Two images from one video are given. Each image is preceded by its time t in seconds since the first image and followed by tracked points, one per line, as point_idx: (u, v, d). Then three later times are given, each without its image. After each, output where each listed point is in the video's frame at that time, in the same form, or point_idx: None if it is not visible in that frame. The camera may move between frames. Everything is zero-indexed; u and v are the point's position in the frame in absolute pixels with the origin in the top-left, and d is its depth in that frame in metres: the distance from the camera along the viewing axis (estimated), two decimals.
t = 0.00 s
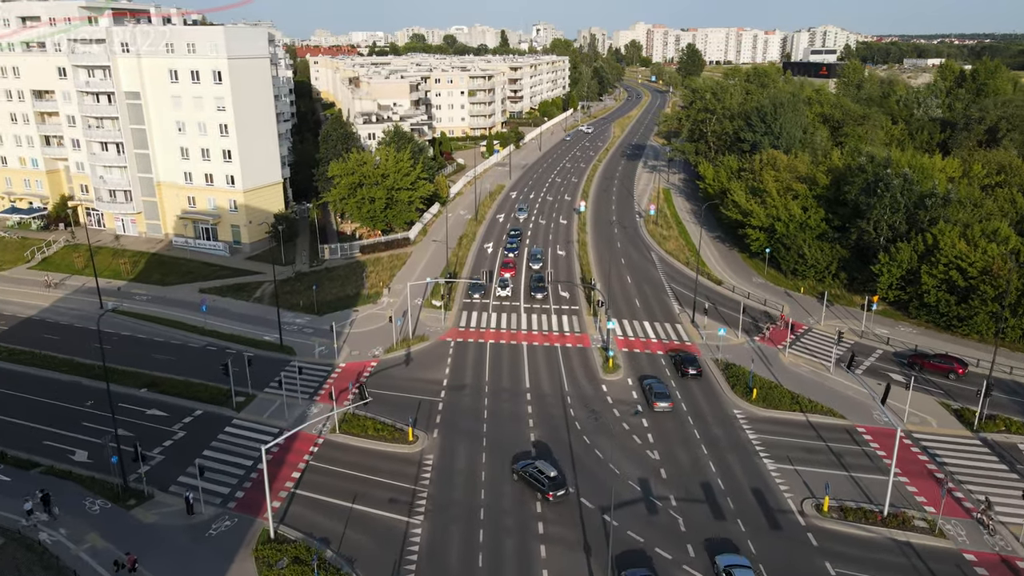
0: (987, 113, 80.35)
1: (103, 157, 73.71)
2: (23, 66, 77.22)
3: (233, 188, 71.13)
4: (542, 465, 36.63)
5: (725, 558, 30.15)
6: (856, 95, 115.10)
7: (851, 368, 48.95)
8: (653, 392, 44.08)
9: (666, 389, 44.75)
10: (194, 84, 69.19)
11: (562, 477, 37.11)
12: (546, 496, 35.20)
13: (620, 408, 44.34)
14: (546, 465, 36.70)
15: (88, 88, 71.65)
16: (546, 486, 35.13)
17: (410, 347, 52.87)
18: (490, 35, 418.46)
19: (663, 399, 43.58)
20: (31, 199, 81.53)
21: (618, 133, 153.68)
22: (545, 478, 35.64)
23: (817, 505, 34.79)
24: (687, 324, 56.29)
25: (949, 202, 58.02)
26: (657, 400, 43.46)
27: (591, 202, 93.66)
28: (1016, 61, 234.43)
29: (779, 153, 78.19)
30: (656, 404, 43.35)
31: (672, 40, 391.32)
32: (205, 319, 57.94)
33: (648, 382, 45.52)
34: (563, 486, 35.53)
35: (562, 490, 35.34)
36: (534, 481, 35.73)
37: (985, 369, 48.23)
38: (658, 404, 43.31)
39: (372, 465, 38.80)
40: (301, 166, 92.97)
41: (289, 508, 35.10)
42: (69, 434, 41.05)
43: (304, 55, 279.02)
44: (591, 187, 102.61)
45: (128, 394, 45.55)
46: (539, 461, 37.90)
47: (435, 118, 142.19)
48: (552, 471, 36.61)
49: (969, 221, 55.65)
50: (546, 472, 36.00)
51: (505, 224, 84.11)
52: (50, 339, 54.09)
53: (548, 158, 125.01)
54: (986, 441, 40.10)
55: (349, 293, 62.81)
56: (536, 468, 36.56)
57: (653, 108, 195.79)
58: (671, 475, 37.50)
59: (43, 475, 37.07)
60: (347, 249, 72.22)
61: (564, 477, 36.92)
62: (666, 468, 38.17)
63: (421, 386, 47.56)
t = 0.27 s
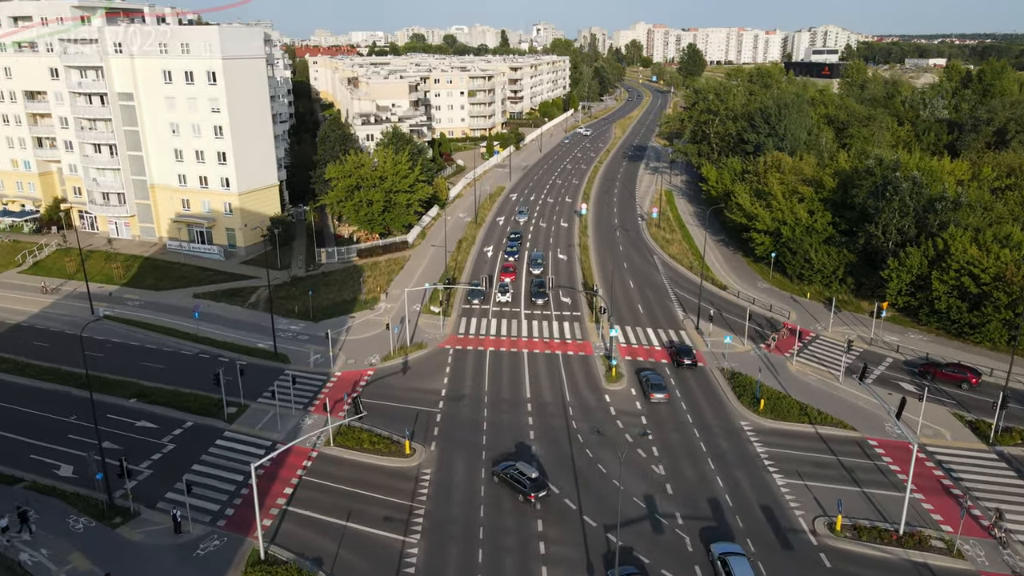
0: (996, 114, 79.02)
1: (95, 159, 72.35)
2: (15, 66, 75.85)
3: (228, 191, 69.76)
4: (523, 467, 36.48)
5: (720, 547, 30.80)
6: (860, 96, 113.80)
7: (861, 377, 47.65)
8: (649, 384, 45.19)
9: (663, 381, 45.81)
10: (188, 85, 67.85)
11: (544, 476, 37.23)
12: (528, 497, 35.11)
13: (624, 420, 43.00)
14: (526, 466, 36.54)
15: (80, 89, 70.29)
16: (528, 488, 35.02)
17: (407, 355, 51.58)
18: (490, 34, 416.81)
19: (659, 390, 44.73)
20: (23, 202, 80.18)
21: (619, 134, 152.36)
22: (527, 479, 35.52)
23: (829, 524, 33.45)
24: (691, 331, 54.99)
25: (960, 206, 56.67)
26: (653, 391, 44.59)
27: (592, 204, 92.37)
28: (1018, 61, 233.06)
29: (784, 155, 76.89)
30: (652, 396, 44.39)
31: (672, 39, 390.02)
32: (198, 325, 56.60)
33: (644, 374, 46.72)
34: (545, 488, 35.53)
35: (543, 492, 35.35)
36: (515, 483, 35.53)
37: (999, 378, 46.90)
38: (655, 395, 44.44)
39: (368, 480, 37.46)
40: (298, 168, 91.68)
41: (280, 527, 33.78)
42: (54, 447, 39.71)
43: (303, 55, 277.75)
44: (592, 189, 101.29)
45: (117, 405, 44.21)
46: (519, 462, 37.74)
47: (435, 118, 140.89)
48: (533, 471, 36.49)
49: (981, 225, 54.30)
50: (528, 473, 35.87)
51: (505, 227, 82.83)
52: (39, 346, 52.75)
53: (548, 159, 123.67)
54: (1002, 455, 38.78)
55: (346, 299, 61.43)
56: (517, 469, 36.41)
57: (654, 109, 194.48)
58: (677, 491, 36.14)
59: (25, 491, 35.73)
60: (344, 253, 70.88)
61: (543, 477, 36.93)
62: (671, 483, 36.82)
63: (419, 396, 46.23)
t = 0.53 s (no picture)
0: (1005, 115, 77.62)
1: (87, 162, 70.91)
2: (5, 67, 74.40)
3: (223, 194, 68.29)
4: (502, 470, 36.14)
5: (715, 536, 31.50)
6: (865, 97, 112.46)
7: (872, 388, 46.23)
8: (646, 376, 46.26)
9: (660, 373, 46.80)
10: (181, 86, 66.44)
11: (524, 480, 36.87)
12: (508, 501, 34.85)
13: (628, 433, 41.57)
14: (505, 470, 36.21)
15: (72, 90, 68.88)
16: (507, 491, 34.66)
17: (405, 364, 50.19)
18: (491, 33, 415.16)
19: (656, 383, 45.79)
20: (14, 205, 78.72)
21: (620, 134, 151.05)
22: (506, 482, 35.24)
23: (844, 546, 31.99)
24: (696, 339, 53.60)
25: (972, 210, 55.22)
26: (650, 384, 45.64)
27: (593, 207, 91.02)
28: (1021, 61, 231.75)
29: (789, 157, 75.54)
30: (650, 388, 45.42)
31: (673, 39, 388.76)
32: (190, 333, 55.17)
33: (641, 368, 47.83)
34: (525, 490, 35.19)
35: (523, 495, 35.01)
36: (494, 488, 35.16)
37: (1014, 389, 45.48)
38: (652, 387, 45.49)
39: (362, 498, 36.03)
40: (295, 170, 90.40)
41: (270, 548, 32.34)
42: (37, 463, 38.29)
43: (302, 55, 276.46)
44: (593, 191, 99.91)
45: (104, 418, 42.79)
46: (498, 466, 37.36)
47: (434, 119, 139.53)
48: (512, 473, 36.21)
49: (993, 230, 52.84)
50: (507, 477, 35.55)
51: (505, 230, 81.49)
52: (26, 355, 51.34)
53: (549, 160, 122.34)
54: (1021, 471, 37.35)
55: (343, 305, 60.06)
56: (496, 473, 36.06)
57: (655, 109, 193.19)
58: (684, 510, 34.69)
59: (5, 510, 34.29)
60: (341, 258, 69.54)
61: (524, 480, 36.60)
62: (678, 502, 35.37)
63: (416, 407, 44.81)
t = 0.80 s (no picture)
0: (1015, 117, 76.08)
1: (79, 164, 69.41)
2: None
3: (216, 198, 66.75)
4: (478, 475, 35.77)
5: (709, 526, 32.09)
6: (870, 98, 110.97)
7: (884, 400, 44.71)
8: (643, 370, 47.25)
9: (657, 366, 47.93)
10: (174, 87, 64.96)
11: (501, 485, 36.51)
12: (485, 506, 34.45)
13: (632, 448, 40.03)
14: (481, 475, 35.85)
15: (62, 91, 67.38)
16: (484, 496, 34.29)
17: (401, 374, 48.68)
18: (491, 32, 413.36)
19: (653, 376, 46.70)
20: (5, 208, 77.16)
21: (621, 136, 149.59)
22: (483, 487, 34.86)
23: (860, 571, 30.45)
24: (701, 348, 52.12)
25: (984, 215, 53.67)
26: (646, 377, 46.56)
27: (595, 210, 89.59)
28: None
29: (794, 160, 74.09)
30: (646, 381, 46.41)
31: (673, 39, 387.58)
32: (181, 341, 53.63)
33: (638, 360, 48.80)
34: (502, 495, 34.86)
35: (500, 499, 34.68)
36: (471, 493, 34.77)
37: None
38: (649, 380, 46.41)
39: (355, 519, 34.49)
40: (291, 172, 88.82)
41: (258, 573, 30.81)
42: (18, 480, 36.79)
43: (301, 55, 275.11)
44: (595, 194, 98.37)
45: (89, 432, 41.31)
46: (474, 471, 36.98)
47: (434, 120, 138.09)
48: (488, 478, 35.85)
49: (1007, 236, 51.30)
50: (483, 482, 35.18)
51: (505, 234, 80.06)
52: (11, 365, 49.82)
53: (549, 162, 120.91)
54: None
55: (338, 313, 58.54)
56: (472, 478, 35.68)
57: (656, 110, 191.75)
58: (692, 532, 33.13)
59: None
60: (337, 263, 68.00)
61: (500, 485, 36.25)
62: (685, 523, 33.82)
63: (413, 421, 43.29)
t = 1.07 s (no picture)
0: None
1: (69, 168, 67.79)
2: None
3: (209, 202, 65.09)
4: (452, 481, 35.17)
5: (704, 517, 32.63)
6: (875, 99, 109.27)
7: (898, 414, 43.09)
8: (641, 363, 47.98)
9: (654, 360, 48.62)
10: (165, 88, 63.31)
11: (475, 490, 36.00)
12: (460, 512, 33.97)
13: (637, 466, 38.42)
14: (454, 480, 35.28)
15: (52, 93, 65.74)
16: (460, 503, 33.79)
17: (398, 386, 47.09)
18: (491, 32, 411.62)
19: (650, 369, 47.45)
20: None
21: (623, 137, 147.94)
22: (457, 494, 34.34)
23: None
24: (707, 358, 50.51)
25: (999, 221, 51.99)
26: (644, 370, 47.34)
27: (597, 213, 87.99)
28: None
29: (801, 163, 72.48)
30: (644, 374, 47.12)
31: (674, 39, 385.83)
32: (171, 351, 52.03)
33: (636, 355, 49.47)
34: (477, 500, 34.43)
35: (476, 505, 34.25)
36: (445, 500, 34.19)
37: None
38: (647, 373, 47.22)
39: (347, 543, 32.88)
40: (287, 175, 87.13)
41: None
42: None
43: (300, 55, 273.39)
44: (596, 197, 96.71)
45: (72, 448, 39.70)
46: (448, 477, 36.39)
47: (433, 121, 136.49)
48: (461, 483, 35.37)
49: None
50: (458, 487, 34.63)
51: (505, 238, 78.48)
52: None
53: (550, 164, 119.28)
54: None
55: (333, 321, 56.90)
56: (446, 484, 35.06)
57: (658, 110, 190.04)
58: (701, 557, 31.50)
59: None
60: (333, 268, 66.36)
61: (474, 490, 35.77)
62: (694, 547, 32.19)
63: (409, 436, 41.68)
